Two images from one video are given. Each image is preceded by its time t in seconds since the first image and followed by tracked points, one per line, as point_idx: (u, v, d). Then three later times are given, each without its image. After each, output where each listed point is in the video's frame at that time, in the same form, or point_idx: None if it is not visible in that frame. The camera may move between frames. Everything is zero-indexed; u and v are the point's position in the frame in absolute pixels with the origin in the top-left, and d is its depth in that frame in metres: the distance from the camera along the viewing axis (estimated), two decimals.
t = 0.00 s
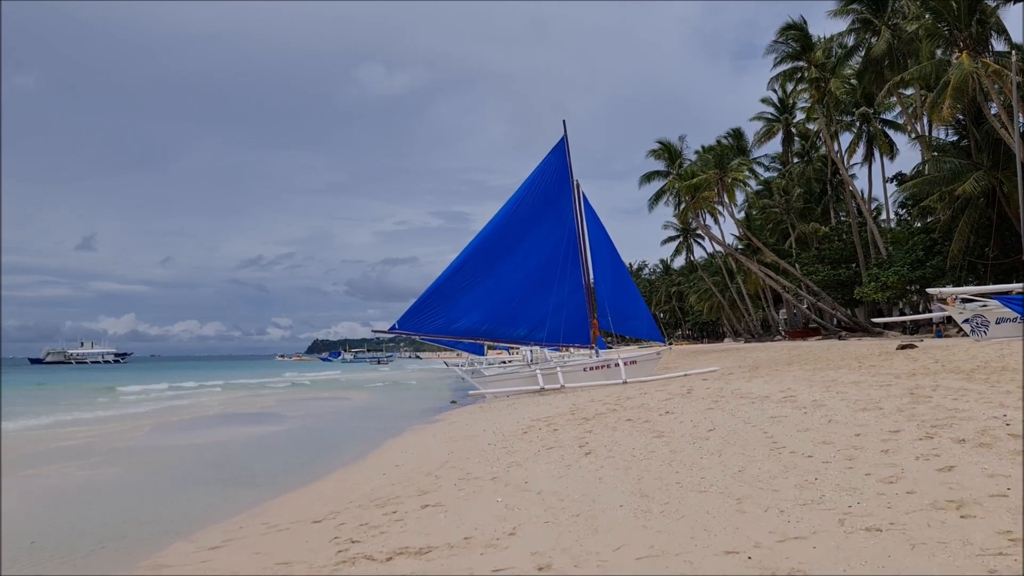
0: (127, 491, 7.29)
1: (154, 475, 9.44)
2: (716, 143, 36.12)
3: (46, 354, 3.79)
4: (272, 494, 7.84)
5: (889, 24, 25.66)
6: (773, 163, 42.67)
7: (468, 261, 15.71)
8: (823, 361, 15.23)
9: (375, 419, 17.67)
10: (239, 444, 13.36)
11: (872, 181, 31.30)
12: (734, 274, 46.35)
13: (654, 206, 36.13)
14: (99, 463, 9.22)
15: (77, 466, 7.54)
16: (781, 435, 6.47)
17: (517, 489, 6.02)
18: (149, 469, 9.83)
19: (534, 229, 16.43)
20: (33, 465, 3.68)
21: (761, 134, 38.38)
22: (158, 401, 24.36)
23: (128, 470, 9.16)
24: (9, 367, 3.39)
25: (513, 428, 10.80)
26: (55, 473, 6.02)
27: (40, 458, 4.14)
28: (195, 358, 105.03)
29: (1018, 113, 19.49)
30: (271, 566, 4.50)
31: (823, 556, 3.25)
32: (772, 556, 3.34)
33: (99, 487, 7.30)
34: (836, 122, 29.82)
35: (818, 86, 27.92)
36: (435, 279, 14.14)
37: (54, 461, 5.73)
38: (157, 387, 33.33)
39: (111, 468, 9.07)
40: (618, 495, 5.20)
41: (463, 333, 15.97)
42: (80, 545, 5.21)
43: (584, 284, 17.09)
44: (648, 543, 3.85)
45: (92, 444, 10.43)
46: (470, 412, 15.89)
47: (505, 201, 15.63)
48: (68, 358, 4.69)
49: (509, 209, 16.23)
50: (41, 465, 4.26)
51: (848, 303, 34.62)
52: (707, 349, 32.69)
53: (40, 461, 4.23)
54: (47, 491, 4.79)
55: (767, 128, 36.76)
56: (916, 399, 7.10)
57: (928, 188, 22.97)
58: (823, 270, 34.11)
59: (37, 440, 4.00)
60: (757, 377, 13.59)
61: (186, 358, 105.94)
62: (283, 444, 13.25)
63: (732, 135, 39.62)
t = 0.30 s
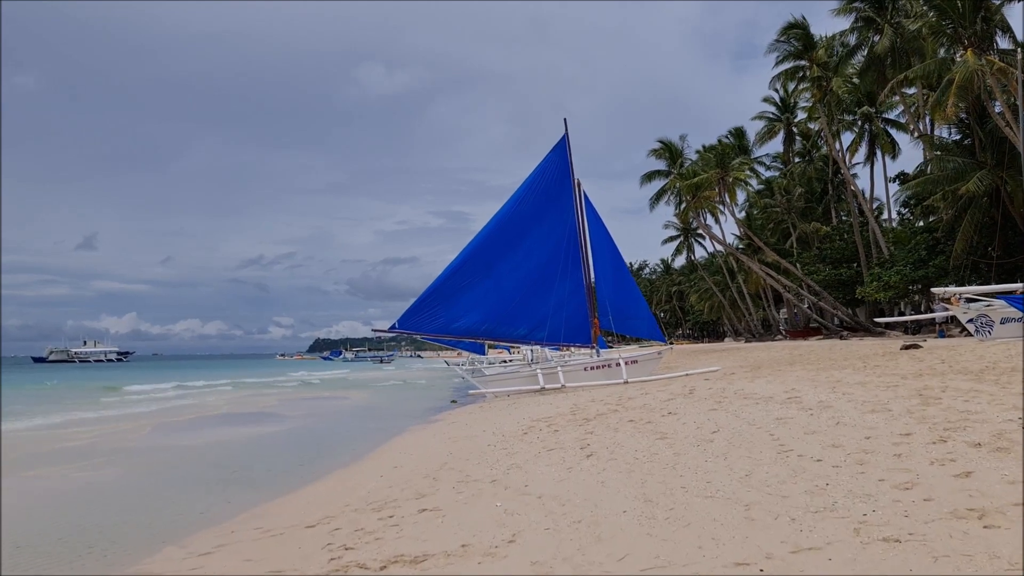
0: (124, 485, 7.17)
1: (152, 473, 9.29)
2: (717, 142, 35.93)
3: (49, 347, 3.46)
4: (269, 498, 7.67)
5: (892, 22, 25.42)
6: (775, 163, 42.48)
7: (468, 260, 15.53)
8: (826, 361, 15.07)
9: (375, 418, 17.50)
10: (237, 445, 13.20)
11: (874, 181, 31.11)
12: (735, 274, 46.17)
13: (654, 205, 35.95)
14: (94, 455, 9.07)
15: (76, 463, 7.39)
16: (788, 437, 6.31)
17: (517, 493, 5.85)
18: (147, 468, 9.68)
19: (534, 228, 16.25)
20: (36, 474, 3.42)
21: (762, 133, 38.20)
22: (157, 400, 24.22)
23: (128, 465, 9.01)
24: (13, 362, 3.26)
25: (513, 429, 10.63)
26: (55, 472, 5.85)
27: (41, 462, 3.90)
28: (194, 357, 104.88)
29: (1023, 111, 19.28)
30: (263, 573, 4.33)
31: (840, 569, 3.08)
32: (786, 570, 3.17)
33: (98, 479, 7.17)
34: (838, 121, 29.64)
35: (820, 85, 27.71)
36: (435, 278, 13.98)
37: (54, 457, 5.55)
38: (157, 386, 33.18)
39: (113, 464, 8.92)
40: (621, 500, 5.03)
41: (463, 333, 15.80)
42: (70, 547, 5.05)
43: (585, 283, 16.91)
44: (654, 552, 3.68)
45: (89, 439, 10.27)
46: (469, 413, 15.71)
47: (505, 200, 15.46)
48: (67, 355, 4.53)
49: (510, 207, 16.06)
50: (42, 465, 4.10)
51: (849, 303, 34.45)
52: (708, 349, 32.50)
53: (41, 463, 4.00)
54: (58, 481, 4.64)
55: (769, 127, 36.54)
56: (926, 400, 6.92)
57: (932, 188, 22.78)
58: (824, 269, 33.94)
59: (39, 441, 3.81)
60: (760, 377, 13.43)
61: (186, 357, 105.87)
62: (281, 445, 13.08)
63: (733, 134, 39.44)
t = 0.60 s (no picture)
0: (117, 485, 7.02)
1: (144, 474, 9.11)
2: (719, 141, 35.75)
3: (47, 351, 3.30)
4: (264, 501, 7.51)
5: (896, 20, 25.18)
6: (777, 163, 42.29)
7: (468, 258, 15.35)
8: (831, 361, 14.86)
9: (374, 419, 17.33)
10: (236, 446, 13.03)
11: (876, 181, 30.92)
12: (736, 274, 45.98)
13: (655, 205, 35.77)
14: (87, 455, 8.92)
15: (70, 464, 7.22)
16: (798, 440, 6.12)
17: (518, 498, 5.66)
18: (141, 468, 9.52)
19: (535, 226, 16.07)
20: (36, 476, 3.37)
21: (764, 132, 38.01)
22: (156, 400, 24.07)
23: (123, 464, 8.86)
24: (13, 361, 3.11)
25: (513, 430, 10.44)
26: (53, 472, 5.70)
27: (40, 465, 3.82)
28: (194, 357, 104.62)
29: None
30: None
31: None
32: None
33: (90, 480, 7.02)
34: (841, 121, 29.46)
35: (822, 84, 27.51)
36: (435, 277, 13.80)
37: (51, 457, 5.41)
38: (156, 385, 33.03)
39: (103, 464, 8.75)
40: (627, 506, 4.84)
41: (463, 332, 15.61)
42: (59, 550, 4.88)
43: (587, 282, 16.73)
44: (662, 563, 3.49)
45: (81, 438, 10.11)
46: (469, 413, 15.53)
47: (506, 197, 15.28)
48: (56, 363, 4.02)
49: (511, 205, 15.88)
50: (39, 466, 3.99)
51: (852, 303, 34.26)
52: (710, 350, 32.31)
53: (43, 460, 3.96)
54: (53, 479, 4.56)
55: (771, 127, 36.30)
56: (939, 402, 6.72)
57: (936, 187, 22.58)
58: (826, 270, 33.74)
59: (39, 441, 3.73)
60: (764, 378, 13.23)
61: (186, 357, 105.72)
62: (279, 446, 12.92)
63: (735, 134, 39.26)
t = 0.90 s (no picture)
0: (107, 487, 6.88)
1: (134, 474, 8.96)
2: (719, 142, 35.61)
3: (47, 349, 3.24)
4: (255, 507, 7.35)
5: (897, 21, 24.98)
6: (777, 164, 42.13)
7: (467, 259, 15.18)
8: (833, 364, 14.69)
9: (370, 421, 17.18)
10: (233, 448, 12.87)
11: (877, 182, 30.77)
12: (736, 276, 45.83)
13: (655, 206, 35.63)
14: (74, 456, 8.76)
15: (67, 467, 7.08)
16: (803, 446, 5.95)
17: (516, 506, 5.48)
18: (132, 468, 9.37)
19: (535, 226, 15.89)
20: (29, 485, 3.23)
21: (765, 134, 37.89)
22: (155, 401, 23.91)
23: (111, 466, 8.71)
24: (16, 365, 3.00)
25: (512, 434, 10.28)
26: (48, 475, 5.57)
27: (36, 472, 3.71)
28: (193, 357, 104.46)
29: None
30: None
31: None
32: None
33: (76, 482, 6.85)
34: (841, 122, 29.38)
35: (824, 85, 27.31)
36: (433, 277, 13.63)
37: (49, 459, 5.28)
38: (153, 386, 32.82)
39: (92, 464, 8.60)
40: (628, 515, 4.66)
41: (461, 334, 15.43)
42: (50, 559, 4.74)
43: (587, 284, 16.54)
44: None
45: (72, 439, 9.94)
46: (468, 416, 15.33)
47: (505, 198, 15.11)
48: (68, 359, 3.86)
49: (510, 206, 15.71)
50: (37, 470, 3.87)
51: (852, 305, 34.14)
52: (710, 352, 32.11)
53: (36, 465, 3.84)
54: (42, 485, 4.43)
55: (772, 128, 36.11)
56: (948, 407, 6.54)
57: (938, 189, 22.41)
58: (827, 271, 33.58)
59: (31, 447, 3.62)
60: (766, 381, 13.06)
61: (186, 357, 105.69)
62: (273, 448, 12.74)
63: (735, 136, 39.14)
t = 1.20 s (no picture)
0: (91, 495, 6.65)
1: (119, 480, 8.73)
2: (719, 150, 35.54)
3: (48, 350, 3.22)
4: (241, 518, 7.11)
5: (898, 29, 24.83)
6: (776, 173, 42.09)
7: (464, 263, 15.00)
8: (833, 373, 14.50)
9: (364, 427, 16.95)
10: (223, 453, 12.62)
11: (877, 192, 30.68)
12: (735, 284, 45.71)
13: (653, 213, 35.51)
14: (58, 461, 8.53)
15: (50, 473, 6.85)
16: (806, 459, 5.74)
17: (507, 519, 5.24)
18: (116, 474, 9.12)
19: (532, 231, 15.70)
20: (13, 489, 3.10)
21: (764, 142, 37.86)
22: (147, 405, 23.61)
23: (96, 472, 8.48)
24: None
25: (506, 442, 10.05)
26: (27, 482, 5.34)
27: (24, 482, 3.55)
28: (189, 360, 104.07)
29: None
30: None
31: None
32: None
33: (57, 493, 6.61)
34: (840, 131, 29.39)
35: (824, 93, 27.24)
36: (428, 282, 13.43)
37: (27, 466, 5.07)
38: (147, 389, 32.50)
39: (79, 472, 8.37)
40: (625, 532, 4.43)
41: (457, 339, 15.21)
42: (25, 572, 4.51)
43: (584, 290, 16.33)
44: None
45: (57, 443, 9.70)
46: (462, 422, 15.08)
47: (502, 202, 14.94)
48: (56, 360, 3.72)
49: (507, 211, 15.54)
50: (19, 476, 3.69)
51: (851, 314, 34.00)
52: (708, 360, 31.86)
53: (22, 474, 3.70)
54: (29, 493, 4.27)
55: (771, 136, 36.03)
56: (957, 419, 6.33)
57: (938, 198, 22.31)
58: (826, 280, 33.45)
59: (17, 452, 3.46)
60: (766, 390, 12.86)
61: (182, 359, 105.39)
62: (265, 454, 12.50)
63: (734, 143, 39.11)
